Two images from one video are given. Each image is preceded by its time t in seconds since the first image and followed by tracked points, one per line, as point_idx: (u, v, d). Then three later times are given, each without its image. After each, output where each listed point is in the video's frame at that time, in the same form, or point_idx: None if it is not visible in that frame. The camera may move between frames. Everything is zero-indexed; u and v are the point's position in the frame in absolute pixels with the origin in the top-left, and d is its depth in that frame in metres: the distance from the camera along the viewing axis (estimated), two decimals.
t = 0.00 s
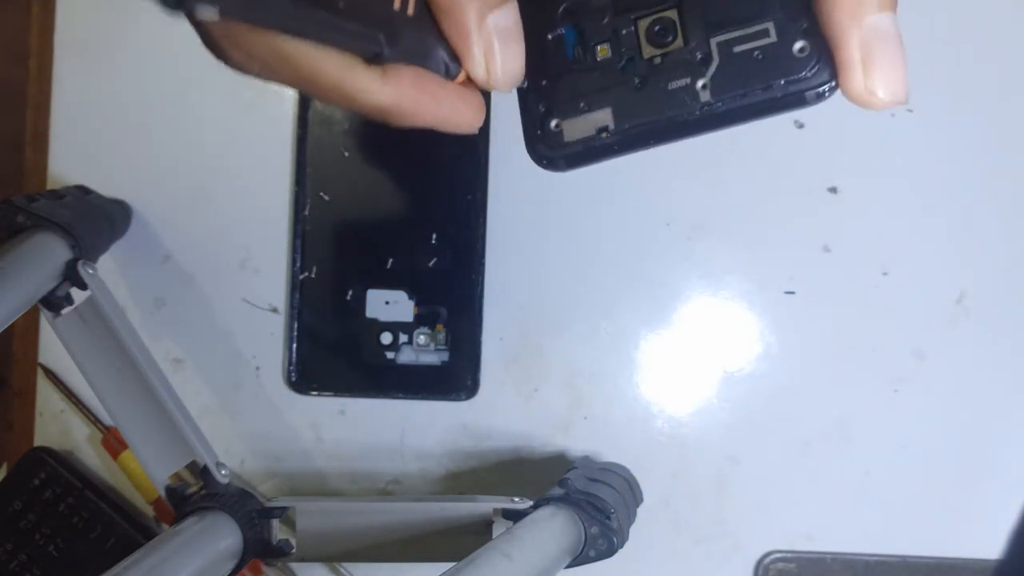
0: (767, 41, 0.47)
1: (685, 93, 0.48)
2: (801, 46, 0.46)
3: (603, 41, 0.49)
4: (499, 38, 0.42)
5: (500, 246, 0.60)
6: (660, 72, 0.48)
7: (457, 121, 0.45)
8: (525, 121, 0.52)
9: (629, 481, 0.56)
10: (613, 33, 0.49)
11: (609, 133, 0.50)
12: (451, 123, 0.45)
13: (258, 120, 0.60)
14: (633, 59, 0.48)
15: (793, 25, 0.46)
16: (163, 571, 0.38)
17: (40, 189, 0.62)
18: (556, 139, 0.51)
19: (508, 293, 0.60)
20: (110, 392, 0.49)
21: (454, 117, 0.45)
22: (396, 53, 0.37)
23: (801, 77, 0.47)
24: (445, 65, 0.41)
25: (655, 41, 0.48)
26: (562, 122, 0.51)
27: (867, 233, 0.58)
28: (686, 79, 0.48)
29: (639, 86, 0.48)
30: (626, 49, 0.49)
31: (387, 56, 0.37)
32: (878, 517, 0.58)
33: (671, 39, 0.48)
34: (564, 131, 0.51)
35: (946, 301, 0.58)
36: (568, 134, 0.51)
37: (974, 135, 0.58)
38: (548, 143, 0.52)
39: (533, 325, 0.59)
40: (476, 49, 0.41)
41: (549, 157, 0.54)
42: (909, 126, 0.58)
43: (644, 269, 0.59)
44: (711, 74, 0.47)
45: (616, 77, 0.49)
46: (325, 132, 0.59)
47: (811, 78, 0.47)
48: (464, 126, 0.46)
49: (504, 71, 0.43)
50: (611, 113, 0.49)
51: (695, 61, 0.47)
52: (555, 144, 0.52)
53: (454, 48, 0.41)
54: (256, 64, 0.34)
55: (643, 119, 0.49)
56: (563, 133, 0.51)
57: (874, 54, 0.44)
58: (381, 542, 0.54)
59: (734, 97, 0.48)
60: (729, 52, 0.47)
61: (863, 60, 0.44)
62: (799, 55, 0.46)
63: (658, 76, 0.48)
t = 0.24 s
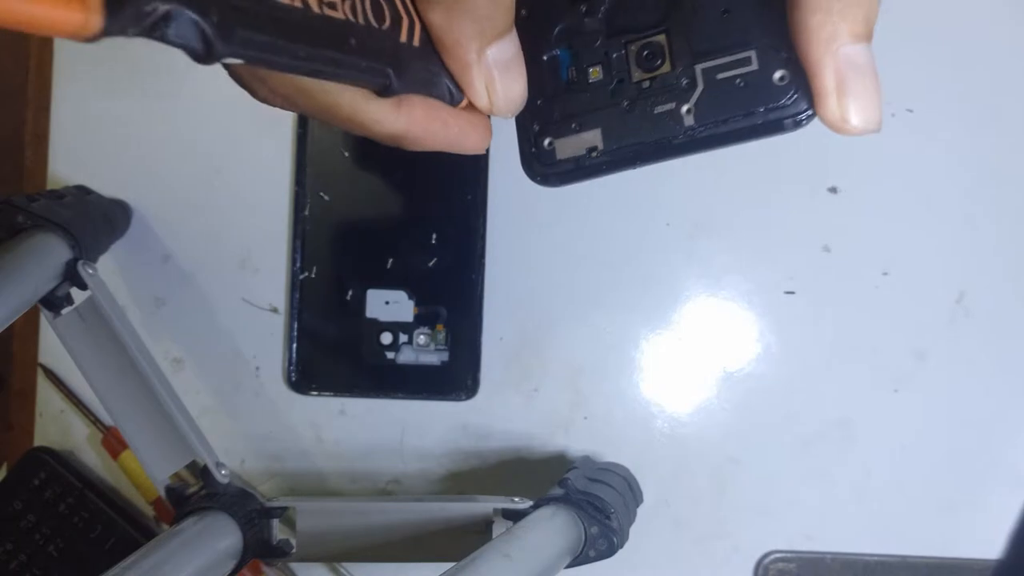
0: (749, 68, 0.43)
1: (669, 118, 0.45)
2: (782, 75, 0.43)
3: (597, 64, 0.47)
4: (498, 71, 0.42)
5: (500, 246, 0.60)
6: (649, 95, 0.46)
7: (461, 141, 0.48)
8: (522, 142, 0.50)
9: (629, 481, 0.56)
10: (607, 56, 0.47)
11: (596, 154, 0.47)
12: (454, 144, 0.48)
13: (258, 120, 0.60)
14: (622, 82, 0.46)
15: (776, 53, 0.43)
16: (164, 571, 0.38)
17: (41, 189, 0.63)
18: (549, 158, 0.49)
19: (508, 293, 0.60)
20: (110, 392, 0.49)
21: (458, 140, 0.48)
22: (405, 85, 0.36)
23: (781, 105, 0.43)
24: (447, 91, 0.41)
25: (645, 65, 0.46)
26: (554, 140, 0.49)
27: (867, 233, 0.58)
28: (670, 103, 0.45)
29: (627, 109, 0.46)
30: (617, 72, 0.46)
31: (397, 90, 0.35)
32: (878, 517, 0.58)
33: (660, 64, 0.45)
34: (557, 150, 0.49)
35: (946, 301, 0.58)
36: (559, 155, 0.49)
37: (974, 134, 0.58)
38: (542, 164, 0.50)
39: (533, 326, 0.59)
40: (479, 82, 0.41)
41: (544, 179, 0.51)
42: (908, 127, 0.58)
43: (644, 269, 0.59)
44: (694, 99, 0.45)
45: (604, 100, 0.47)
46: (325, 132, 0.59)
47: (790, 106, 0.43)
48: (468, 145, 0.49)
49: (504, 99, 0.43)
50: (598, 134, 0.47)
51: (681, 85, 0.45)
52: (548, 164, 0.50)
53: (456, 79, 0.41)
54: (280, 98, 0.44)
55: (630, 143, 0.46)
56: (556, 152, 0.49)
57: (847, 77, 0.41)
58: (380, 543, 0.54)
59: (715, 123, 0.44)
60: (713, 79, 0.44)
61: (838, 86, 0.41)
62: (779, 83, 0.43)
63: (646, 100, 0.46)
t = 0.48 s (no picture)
0: (757, 87, 0.44)
1: (679, 135, 0.46)
2: (789, 93, 0.44)
3: (606, 82, 0.47)
4: (489, 111, 0.40)
5: (500, 246, 0.60)
6: (659, 111, 0.46)
7: (455, 169, 0.50)
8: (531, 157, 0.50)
9: (629, 481, 0.56)
10: (615, 75, 0.47)
11: (606, 170, 0.48)
12: (447, 173, 0.50)
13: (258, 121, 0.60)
14: (633, 100, 0.47)
15: (782, 73, 0.44)
16: (164, 570, 0.38)
17: (41, 189, 0.63)
18: (561, 172, 0.49)
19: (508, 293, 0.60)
20: (110, 392, 0.49)
21: (451, 168, 0.50)
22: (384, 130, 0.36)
23: (789, 122, 0.44)
24: (433, 129, 0.39)
25: (653, 84, 0.46)
26: (565, 156, 0.48)
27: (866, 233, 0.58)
28: (679, 120, 0.46)
29: (637, 126, 0.47)
30: (627, 90, 0.47)
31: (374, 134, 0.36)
32: (878, 517, 0.58)
33: (670, 82, 0.46)
34: (567, 166, 0.49)
35: (946, 301, 0.58)
36: (570, 169, 0.49)
37: (974, 134, 0.58)
38: (553, 179, 0.50)
39: (533, 326, 0.59)
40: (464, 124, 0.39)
41: (553, 194, 0.52)
42: (908, 126, 0.58)
43: (644, 269, 0.59)
44: (703, 117, 0.45)
45: (614, 118, 0.47)
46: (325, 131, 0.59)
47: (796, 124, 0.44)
48: (455, 175, 0.51)
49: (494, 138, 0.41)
50: (609, 151, 0.47)
51: (688, 103, 0.45)
52: (560, 180, 0.50)
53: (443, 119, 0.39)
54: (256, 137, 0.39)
55: (641, 158, 0.47)
56: (566, 167, 0.49)
57: (853, 97, 0.41)
58: (381, 543, 0.54)
59: (724, 141, 0.45)
60: (721, 97, 0.45)
61: (844, 105, 0.41)
62: (786, 101, 0.44)
63: (656, 116, 0.46)
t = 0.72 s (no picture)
0: (760, 116, 0.46)
1: (678, 159, 0.48)
2: (789, 124, 0.45)
3: (605, 101, 0.49)
4: (484, 113, 0.42)
5: (500, 246, 0.60)
6: (660, 134, 0.48)
7: (446, 183, 0.51)
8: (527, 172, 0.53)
9: (629, 481, 0.56)
10: (616, 96, 0.49)
11: (604, 189, 0.50)
12: (439, 186, 0.51)
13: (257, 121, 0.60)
14: (632, 121, 0.48)
15: (783, 104, 0.45)
16: (164, 571, 0.38)
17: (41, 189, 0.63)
18: (556, 187, 0.52)
19: (508, 293, 0.60)
20: (109, 392, 0.49)
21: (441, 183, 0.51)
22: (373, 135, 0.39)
23: (789, 152, 0.46)
24: (427, 136, 0.42)
25: (654, 107, 0.48)
26: (563, 173, 0.51)
27: (866, 233, 0.58)
28: (679, 144, 0.47)
29: (637, 148, 0.48)
30: (626, 111, 0.49)
31: (365, 141, 0.39)
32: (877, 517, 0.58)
33: (670, 107, 0.47)
34: (564, 182, 0.51)
35: (945, 302, 0.58)
36: (567, 185, 0.51)
37: (974, 134, 0.58)
38: (547, 195, 0.53)
39: (533, 326, 0.59)
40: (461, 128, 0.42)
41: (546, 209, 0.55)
42: (907, 126, 0.58)
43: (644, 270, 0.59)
44: (704, 143, 0.47)
45: (614, 137, 0.49)
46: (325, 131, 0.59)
47: (795, 154, 0.45)
48: (447, 186, 0.52)
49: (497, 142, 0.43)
50: (609, 168, 0.49)
51: (690, 128, 0.47)
52: (552, 195, 0.52)
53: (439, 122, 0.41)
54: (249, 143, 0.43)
55: (640, 180, 0.48)
56: (563, 182, 0.51)
57: (853, 134, 0.43)
58: (381, 542, 0.55)
59: (723, 168, 0.47)
60: (721, 123, 0.46)
61: (844, 142, 0.43)
62: (787, 132, 0.45)
63: (656, 139, 0.48)
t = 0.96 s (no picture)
0: (761, 163, 0.35)
1: (675, 206, 0.36)
2: (790, 172, 0.35)
3: (605, 142, 0.37)
4: (469, 139, 0.36)
5: (500, 246, 0.60)
6: (658, 180, 0.36)
7: (443, 230, 0.51)
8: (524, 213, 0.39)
9: (629, 481, 0.56)
10: (618, 137, 0.37)
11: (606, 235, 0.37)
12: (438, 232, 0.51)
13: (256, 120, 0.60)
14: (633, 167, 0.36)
15: (787, 151, 0.35)
16: (165, 571, 0.38)
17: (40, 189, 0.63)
18: (556, 229, 0.38)
19: (509, 292, 0.60)
20: (109, 393, 0.49)
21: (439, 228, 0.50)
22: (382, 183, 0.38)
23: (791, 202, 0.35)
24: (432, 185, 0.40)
25: (655, 151, 0.36)
26: (563, 214, 0.38)
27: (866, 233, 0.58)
28: (679, 189, 0.36)
29: (637, 194, 0.36)
30: (629, 152, 0.37)
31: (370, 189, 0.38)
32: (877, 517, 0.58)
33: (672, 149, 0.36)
34: (565, 225, 0.38)
35: (945, 302, 0.58)
36: (567, 227, 0.38)
37: (974, 133, 0.58)
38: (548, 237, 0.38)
39: (533, 325, 0.59)
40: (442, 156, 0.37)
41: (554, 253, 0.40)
42: (907, 126, 0.58)
43: (644, 269, 0.59)
44: (705, 188, 0.36)
45: (618, 184, 0.37)
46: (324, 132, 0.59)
47: (798, 204, 0.35)
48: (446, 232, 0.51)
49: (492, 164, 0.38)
50: (609, 215, 0.37)
51: (689, 174, 0.36)
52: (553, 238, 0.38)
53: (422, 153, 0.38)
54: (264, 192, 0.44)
55: (642, 232, 0.36)
56: (562, 225, 0.38)
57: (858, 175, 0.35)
58: (381, 542, 0.55)
59: (728, 216, 0.36)
60: (722, 169, 0.35)
61: (847, 185, 0.35)
62: (787, 181, 0.35)
63: (654, 184, 0.36)
